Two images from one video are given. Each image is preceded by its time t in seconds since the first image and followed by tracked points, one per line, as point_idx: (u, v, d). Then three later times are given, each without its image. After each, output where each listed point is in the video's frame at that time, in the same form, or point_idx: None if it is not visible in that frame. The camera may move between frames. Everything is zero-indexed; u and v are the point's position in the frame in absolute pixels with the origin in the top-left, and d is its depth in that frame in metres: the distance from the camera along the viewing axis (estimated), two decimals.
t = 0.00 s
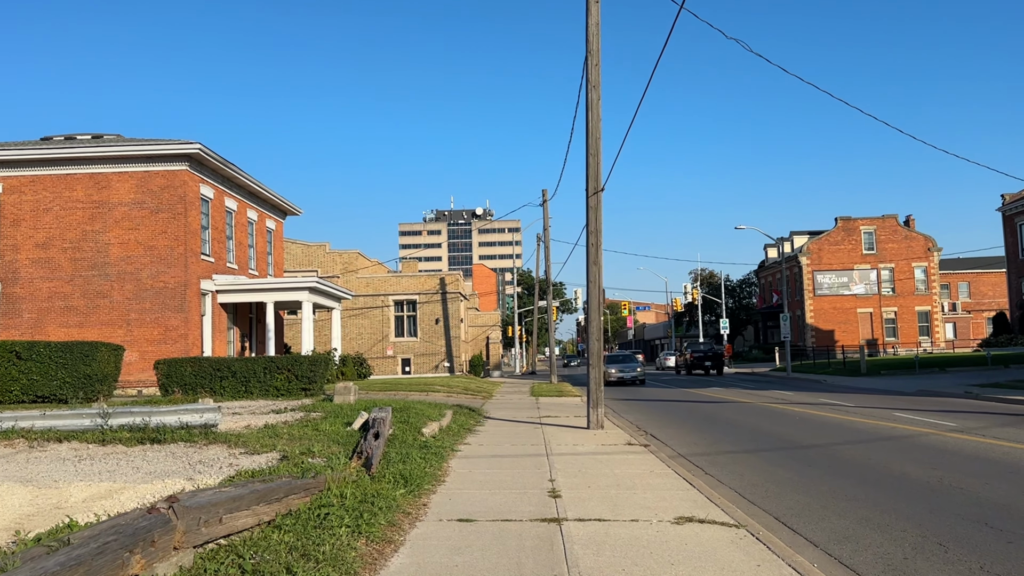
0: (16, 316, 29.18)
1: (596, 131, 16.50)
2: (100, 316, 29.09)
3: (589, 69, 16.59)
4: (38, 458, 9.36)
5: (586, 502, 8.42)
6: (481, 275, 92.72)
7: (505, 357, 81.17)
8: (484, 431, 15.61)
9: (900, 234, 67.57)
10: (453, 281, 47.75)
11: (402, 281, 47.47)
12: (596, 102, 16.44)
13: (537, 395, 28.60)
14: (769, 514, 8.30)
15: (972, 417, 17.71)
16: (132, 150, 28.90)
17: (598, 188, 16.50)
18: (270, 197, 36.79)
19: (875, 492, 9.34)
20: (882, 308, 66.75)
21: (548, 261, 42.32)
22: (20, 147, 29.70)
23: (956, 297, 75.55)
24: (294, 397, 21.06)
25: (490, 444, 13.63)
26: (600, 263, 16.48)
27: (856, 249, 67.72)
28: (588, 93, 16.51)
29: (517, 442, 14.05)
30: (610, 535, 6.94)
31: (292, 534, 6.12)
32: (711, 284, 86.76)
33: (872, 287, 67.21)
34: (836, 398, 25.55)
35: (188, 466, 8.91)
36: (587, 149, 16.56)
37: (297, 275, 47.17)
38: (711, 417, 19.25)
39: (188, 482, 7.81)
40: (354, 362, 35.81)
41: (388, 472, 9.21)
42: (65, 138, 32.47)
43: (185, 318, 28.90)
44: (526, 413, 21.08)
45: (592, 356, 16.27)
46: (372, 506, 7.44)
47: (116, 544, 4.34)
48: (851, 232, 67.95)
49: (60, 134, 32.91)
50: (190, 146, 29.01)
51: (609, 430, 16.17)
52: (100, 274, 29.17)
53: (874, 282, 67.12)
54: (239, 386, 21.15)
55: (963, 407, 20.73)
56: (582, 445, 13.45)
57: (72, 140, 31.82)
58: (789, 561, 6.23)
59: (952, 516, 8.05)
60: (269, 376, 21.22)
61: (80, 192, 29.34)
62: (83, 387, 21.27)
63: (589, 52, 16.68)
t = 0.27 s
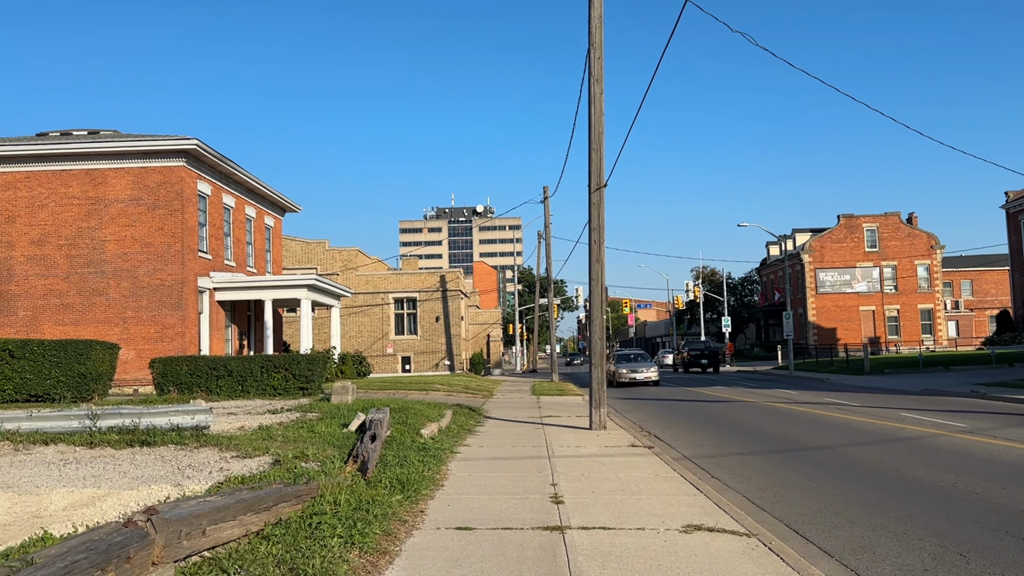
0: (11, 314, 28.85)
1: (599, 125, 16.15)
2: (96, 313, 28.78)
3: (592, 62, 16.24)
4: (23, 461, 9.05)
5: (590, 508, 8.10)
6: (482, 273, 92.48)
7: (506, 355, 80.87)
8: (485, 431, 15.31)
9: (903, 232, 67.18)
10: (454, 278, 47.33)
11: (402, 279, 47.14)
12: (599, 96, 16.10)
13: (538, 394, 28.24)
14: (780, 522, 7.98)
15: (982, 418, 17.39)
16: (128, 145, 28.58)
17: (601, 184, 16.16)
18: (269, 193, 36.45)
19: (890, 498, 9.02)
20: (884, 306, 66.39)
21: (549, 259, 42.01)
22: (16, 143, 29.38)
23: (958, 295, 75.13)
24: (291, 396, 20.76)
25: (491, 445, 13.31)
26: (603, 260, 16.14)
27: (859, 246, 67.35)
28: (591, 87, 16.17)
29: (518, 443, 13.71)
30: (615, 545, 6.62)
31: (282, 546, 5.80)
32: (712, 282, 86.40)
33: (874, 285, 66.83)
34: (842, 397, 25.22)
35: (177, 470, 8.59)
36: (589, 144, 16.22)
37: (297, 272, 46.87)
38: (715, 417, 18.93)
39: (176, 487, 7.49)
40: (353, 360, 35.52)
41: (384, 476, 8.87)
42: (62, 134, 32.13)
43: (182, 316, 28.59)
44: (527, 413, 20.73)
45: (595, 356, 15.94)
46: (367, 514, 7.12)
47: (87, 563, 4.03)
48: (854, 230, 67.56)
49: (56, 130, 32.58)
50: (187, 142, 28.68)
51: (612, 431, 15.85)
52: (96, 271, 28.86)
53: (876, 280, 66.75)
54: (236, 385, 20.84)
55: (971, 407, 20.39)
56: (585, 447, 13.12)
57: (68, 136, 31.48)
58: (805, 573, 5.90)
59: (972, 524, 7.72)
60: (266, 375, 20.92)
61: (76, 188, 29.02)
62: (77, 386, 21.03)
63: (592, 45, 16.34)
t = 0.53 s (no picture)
0: (6, 310, 28.54)
1: (600, 116, 15.84)
2: (91, 309, 28.47)
3: (593, 51, 15.91)
4: (4, 459, 8.73)
5: (592, 509, 7.79)
6: (482, 269, 92.34)
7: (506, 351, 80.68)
8: (484, 428, 15.00)
9: (905, 228, 66.83)
10: (453, 275, 46.73)
11: (402, 275, 46.83)
12: (600, 87, 15.77)
13: (538, 391, 27.90)
14: (790, 522, 7.67)
15: (990, 415, 17.07)
16: (124, 139, 28.24)
17: (603, 176, 15.84)
18: (266, 188, 36.13)
19: (904, 497, 8.71)
20: (886, 302, 66.09)
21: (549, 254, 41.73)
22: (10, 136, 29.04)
23: (961, 292, 74.79)
24: (288, 393, 20.46)
25: (490, 443, 12.99)
26: (605, 253, 15.82)
27: (861, 243, 67.02)
28: (592, 77, 15.86)
29: (518, 440, 13.38)
30: (619, 548, 6.31)
31: (268, 549, 5.49)
32: (713, 279, 86.08)
33: (876, 282, 66.52)
34: (846, 394, 24.92)
35: (164, 468, 8.26)
36: (591, 135, 15.90)
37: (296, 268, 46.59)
38: (718, 414, 18.61)
39: (160, 486, 7.18)
40: (351, 356, 35.26)
41: (379, 475, 8.54)
42: (57, 127, 31.79)
43: (178, 312, 28.30)
44: (527, 409, 20.39)
45: (596, 351, 15.63)
46: (359, 515, 6.80)
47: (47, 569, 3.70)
48: (855, 227, 67.23)
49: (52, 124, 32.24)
50: (183, 135, 28.37)
51: (613, 428, 15.54)
52: (92, 266, 28.53)
53: (878, 277, 66.45)
54: (231, 381, 20.53)
55: (978, 404, 20.06)
56: (586, 444, 12.79)
57: (63, 130, 31.13)
58: None
59: (990, 525, 7.41)
60: (262, 371, 20.62)
61: (72, 182, 28.69)
62: (70, 382, 20.68)
63: (594, 34, 16.01)
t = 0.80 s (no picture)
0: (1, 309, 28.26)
1: (602, 112, 15.53)
2: (87, 308, 28.16)
3: (595, 46, 15.61)
4: None
5: (594, 519, 7.49)
6: (482, 268, 92.03)
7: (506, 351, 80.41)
8: (483, 431, 14.71)
9: (907, 228, 66.50)
10: (452, 274, 46.37)
11: (401, 274, 46.51)
12: (602, 82, 15.47)
13: (539, 391, 27.54)
14: (800, 533, 7.39)
15: (998, 418, 16.77)
16: (120, 136, 27.93)
17: (605, 174, 15.53)
18: (265, 186, 35.82)
19: (916, 506, 8.42)
20: (888, 302, 65.81)
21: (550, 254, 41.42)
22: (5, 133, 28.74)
23: (963, 292, 74.41)
24: (284, 393, 20.17)
25: (489, 446, 12.68)
26: (606, 253, 15.52)
27: (862, 242, 66.69)
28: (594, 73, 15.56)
29: (518, 443, 13.08)
30: (624, 561, 6.02)
31: (252, 565, 5.19)
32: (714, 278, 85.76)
33: (878, 281, 66.22)
34: (850, 395, 24.62)
35: (150, 475, 7.95)
36: (593, 132, 15.59)
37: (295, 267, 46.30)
38: (721, 416, 18.32)
39: (144, 495, 6.89)
40: (350, 355, 34.99)
41: (373, 482, 8.23)
42: (54, 124, 31.48)
43: (175, 311, 28.00)
44: (526, 410, 20.08)
45: (597, 353, 15.33)
46: (351, 525, 6.51)
47: None
48: (857, 226, 66.91)
49: (48, 121, 31.96)
50: (180, 132, 28.07)
51: (615, 430, 15.25)
52: (87, 265, 28.23)
53: (880, 276, 66.16)
54: (227, 381, 20.23)
55: (985, 406, 19.76)
56: (587, 448, 12.49)
57: (60, 127, 30.82)
58: None
59: (1008, 536, 7.13)
60: (258, 371, 20.33)
61: (67, 179, 28.38)
62: (64, 382, 20.30)
63: (595, 29, 15.71)
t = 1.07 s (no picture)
0: None
1: (605, 103, 15.20)
2: (83, 304, 27.83)
3: (599, 35, 15.28)
4: None
5: (599, 520, 7.18)
6: (482, 265, 91.63)
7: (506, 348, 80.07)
8: (483, 428, 14.39)
9: (910, 225, 66.13)
10: (453, 270, 46.17)
11: (401, 271, 46.16)
12: (605, 73, 15.15)
13: (539, 388, 27.20)
14: (814, 535, 7.10)
15: (1007, 415, 16.47)
16: (116, 129, 27.60)
17: (608, 166, 15.20)
18: (263, 181, 35.48)
19: (933, 507, 8.11)
20: (890, 299, 65.51)
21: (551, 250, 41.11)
22: None
23: (966, 289, 74.02)
24: (281, 390, 19.86)
25: (489, 444, 12.36)
26: (610, 247, 15.21)
27: (865, 239, 66.34)
28: (597, 63, 15.24)
29: (518, 441, 12.75)
30: (631, 566, 5.71)
31: (238, 572, 4.87)
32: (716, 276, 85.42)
33: (880, 279, 65.89)
34: (855, 393, 24.32)
35: (136, 473, 7.63)
36: (595, 123, 15.26)
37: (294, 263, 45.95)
38: (726, 414, 17.98)
39: (127, 495, 6.56)
40: (349, 352, 34.71)
41: (368, 481, 7.91)
42: (49, 118, 31.13)
43: (171, 307, 27.68)
44: (527, 408, 19.75)
45: (600, 349, 15.02)
46: (344, 527, 6.19)
47: None
48: (859, 223, 66.55)
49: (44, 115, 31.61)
50: (177, 126, 27.74)
51: (618, 428, 14.94)
52: (83, 260, 27.90)
53: (882, 273, 65.85)
54: (223, 378, 19.91)
55: (993, 403, 19.46)
56: (590, 446, 12.16)
57: (56, 121, 30.47)
58: None
59: None
60: (254, 368, 20.02)
61: (63, 173, 28.05)
62: (57, 378, 20.00)
63: (599, 18, 15.37)
